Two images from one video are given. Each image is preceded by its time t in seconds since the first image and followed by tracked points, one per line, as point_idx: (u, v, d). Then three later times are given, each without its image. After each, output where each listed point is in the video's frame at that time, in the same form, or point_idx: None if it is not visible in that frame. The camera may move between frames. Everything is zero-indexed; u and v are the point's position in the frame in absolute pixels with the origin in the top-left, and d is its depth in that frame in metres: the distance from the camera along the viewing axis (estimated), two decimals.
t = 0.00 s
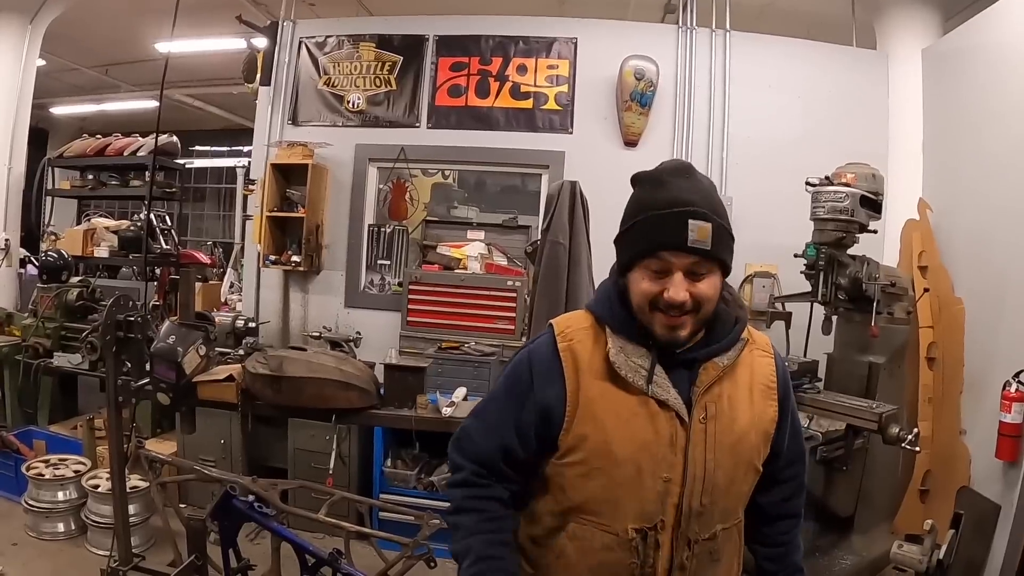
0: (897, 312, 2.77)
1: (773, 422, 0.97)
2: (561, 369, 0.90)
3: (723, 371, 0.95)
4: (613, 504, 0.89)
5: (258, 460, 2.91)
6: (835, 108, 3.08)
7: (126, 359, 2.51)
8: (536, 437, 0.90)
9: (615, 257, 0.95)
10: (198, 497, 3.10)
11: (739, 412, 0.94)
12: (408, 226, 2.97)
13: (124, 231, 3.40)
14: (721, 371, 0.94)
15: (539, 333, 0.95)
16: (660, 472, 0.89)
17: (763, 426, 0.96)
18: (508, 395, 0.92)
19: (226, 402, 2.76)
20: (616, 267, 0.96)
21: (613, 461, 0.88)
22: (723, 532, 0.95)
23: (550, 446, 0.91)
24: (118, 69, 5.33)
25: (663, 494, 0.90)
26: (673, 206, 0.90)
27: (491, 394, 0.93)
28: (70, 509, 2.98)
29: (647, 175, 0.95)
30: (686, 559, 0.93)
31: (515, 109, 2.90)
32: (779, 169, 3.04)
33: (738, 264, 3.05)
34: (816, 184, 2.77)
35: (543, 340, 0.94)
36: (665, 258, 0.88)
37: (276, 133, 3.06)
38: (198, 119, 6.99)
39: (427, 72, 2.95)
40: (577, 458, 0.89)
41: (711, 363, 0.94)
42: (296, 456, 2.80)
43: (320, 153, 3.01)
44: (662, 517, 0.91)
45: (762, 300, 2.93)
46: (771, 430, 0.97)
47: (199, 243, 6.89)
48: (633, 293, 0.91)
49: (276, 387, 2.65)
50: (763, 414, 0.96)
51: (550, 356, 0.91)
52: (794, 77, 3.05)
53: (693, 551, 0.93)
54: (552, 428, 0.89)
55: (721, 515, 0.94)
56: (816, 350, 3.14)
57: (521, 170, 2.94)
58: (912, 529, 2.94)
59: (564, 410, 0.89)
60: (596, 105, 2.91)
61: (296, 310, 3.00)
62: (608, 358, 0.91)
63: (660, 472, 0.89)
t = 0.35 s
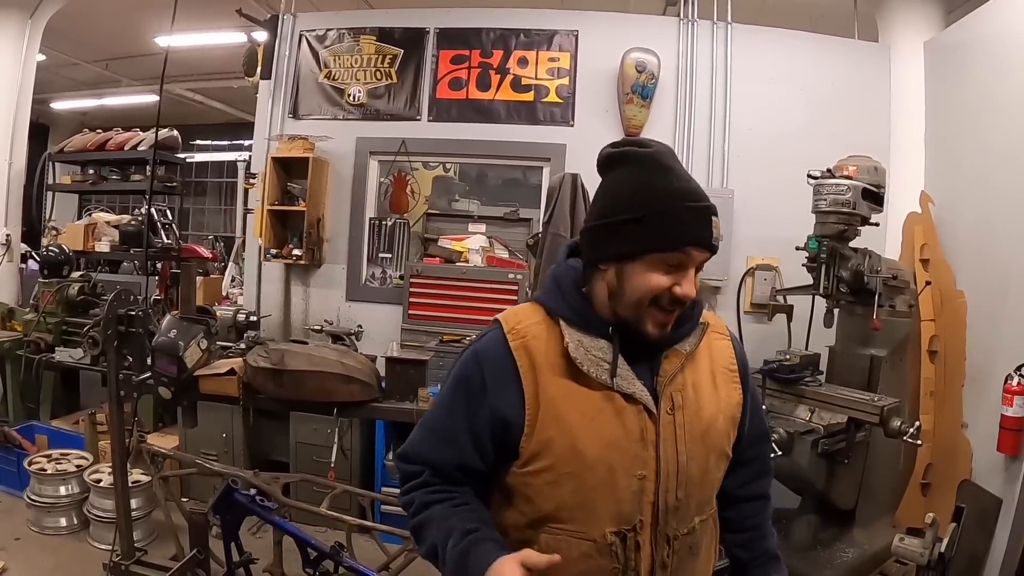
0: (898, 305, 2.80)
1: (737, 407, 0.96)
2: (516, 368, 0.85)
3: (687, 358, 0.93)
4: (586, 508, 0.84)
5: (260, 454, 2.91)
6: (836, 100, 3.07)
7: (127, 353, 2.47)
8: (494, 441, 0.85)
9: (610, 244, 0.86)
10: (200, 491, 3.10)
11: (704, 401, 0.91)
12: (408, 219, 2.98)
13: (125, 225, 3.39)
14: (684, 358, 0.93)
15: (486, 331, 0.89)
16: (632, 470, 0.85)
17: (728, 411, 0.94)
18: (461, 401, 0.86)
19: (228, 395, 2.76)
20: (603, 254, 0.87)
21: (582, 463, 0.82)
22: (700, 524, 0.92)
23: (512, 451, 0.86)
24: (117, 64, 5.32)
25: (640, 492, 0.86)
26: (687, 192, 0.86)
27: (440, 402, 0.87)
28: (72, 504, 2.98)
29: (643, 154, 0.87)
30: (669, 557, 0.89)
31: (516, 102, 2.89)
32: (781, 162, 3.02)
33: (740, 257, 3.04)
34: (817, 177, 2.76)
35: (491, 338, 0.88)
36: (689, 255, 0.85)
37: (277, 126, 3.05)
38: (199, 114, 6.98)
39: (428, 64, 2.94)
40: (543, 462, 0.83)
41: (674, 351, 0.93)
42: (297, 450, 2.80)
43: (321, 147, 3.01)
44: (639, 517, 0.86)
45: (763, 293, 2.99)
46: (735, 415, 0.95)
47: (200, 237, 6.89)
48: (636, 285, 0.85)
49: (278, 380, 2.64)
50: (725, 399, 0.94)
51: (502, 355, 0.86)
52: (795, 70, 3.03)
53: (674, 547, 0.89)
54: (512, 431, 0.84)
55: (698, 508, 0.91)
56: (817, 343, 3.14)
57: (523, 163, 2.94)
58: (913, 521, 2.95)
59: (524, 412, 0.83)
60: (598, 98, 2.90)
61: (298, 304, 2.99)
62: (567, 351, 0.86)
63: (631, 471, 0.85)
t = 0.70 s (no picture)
0: (895, 305, 2.81)
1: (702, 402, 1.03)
2: (559, 405, 0.76)
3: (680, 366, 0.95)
4: (634, 538, 0.81)
5: (257, 453, 2.90)
6: (833, 99, 3.08)
7: (124, 352, 2.48)
8: (541, 488, 0.75)
9: (652, 264, 0.78)
10: (196, 490, 3.10)
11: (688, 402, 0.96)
12: (405, 218, 2.97)
13: (122, 224, 3.38)
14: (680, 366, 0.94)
15: (506, 368, 0.75)
16: (665, 486, 0.84)
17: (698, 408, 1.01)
18: (505, 456, 0.72)
19: (224, 394, 2.75)
20: (638, 272, 0.79)
21: (634, 495, 0.79)
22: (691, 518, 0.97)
23: (556, 494, 0.77)
24: (114, 62, 5.30)
25: (670, 507, 0.86)
26: (719, 209, 0.82)
27: (472, 463, 0.71)
28: (69, 502, 2.97)
29: (677, 165, 0.80)
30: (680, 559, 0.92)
31: (512, 101, 2.88)
32: (778, 160, 3.02)
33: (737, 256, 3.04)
34: (814, 176, 2.75)
35: (519, 375, 0.75)
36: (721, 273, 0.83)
37: (273, 125, 3.05)
38: (195, 112, 6.97)
39: (426, 63, 2.94)
40: (598, 501, 0.77)
41: (673, 360, 0.93)
42: (294, 448, 2.79)
43: (318, 145, 3.00)
44: (669, 531, 0.86)
45: (761, 292, 3.00)
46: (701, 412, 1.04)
47: (196, 236, 6.89)
48: (676, 307, 0.81)
49: (274, 379, 2.63)
50: (695, 396, 1.01)
51: (542, 393, 0.75)
52: (794, 68, 3.02)
53: (684, 548, 0.92)
54: (562, 473, 0.76)
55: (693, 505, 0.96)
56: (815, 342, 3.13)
57: (519, 163, 2.94)
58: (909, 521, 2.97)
59: (574, 451, 0.76)
60: (595, 96, 2.89)
61: (294, 303, 2.98)
62: (601, 380, 0.79)
63: (665, 487, 0.84)
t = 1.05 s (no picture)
0: (886, 308, 2.82)
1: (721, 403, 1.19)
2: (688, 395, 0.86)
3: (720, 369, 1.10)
4: (725, 513, 0.93)
5: (247, 454, 2.89)
6: (827, 103, 3.03)
7: (113, 352, 2.48)
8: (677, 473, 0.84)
9: (744, 267, 0.91)
10: (187, 491, 3.08)
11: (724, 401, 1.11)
12: (397, 219, 2.95)
13: (113, 223, 3.36)
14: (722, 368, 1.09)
15: (651, 360, 0.82)
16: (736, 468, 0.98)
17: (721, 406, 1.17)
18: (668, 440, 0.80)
19: (213, 394, 2.74)
20: (731, 275, 0.92)
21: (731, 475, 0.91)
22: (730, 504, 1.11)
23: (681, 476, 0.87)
24: (107, 61, 5.29)
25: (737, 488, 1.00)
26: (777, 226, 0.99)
27: (646, 450, 0.77)
28: (58, 503, 2.95)
29: (752, 184, 0.96)
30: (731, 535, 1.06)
31: (505, 102, 2.88)
32: (770, 163, 2.99)
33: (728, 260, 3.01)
34: (807, 179, 2.71)
35: (663, 367, 0.83)
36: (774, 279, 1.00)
37: (266, 125, 3.04)
38: (189, 113, 6.95)
39: (419, 64, 2.94)
40: (712, 483, 0.89)
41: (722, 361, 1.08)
42: (284, 449, 2.78)
43: (310, 146, 2.99)
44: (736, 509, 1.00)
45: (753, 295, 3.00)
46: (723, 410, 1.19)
47: (188, 237, 6.85)
48: (751, 304, 0.97)
49: (264, 379, 2.62)
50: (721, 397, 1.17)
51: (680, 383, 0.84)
52: (788, 72, 2.99)
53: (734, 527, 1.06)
54: (692, 458, 0.86)
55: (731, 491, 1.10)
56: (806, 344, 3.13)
57: (512, 165, 2.93)
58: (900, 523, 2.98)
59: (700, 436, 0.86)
60: (588, 98, 2.89)
61: (285, 304, 2.96)
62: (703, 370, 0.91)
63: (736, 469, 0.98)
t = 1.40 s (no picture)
0: (876, 311, 2.82)
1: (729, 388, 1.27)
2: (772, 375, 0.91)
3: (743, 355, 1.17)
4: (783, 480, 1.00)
5: (234, 458, 2.87)
6: (817, 106, 3.02)
7: (99, 354, 2.46)
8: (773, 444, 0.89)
9: (788, 269, 0.97)
10: (174, 494, 3.06)
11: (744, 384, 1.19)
12: (387, 223, 2.92)
13: (102, 226, 3.39)
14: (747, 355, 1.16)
15: (748, 347, 0.85)
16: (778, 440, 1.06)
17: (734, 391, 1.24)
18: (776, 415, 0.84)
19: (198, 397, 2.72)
20: (779, 274, 0.97)
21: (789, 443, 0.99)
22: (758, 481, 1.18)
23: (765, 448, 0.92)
24: (98, 63, 5.28)
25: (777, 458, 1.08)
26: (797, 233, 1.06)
27: (768, 431, 0.81)
28: (44, 507, 2.92)
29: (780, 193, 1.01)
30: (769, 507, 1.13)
31: (494, 105, 2.88)
32: (760, 166, 2.97)
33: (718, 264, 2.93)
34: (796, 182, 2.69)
35: (759, 352, 0.86)
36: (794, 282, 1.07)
37: (255, 127, 3.03)
38: (180, 116, 6.94)
39: (408, 67, 2.93)
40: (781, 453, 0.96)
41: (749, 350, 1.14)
42: (271, 454, 2.77)
43: (298, 148, 2.98)
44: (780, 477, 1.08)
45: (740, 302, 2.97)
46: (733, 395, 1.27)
47: (177, 240, 6.83)
48: (783, 302, 1.02)
49: (251, 381, 2.51)
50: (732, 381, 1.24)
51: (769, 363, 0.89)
52: (778, 76, 2.98)
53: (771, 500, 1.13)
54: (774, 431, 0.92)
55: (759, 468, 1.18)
56: (795, 347, 3.12)
57: (502, 167, 2.92)
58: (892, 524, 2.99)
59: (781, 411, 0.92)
60: (577, 101, 2.88)
61: (273, 306, 2.95)
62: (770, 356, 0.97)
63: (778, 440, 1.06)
